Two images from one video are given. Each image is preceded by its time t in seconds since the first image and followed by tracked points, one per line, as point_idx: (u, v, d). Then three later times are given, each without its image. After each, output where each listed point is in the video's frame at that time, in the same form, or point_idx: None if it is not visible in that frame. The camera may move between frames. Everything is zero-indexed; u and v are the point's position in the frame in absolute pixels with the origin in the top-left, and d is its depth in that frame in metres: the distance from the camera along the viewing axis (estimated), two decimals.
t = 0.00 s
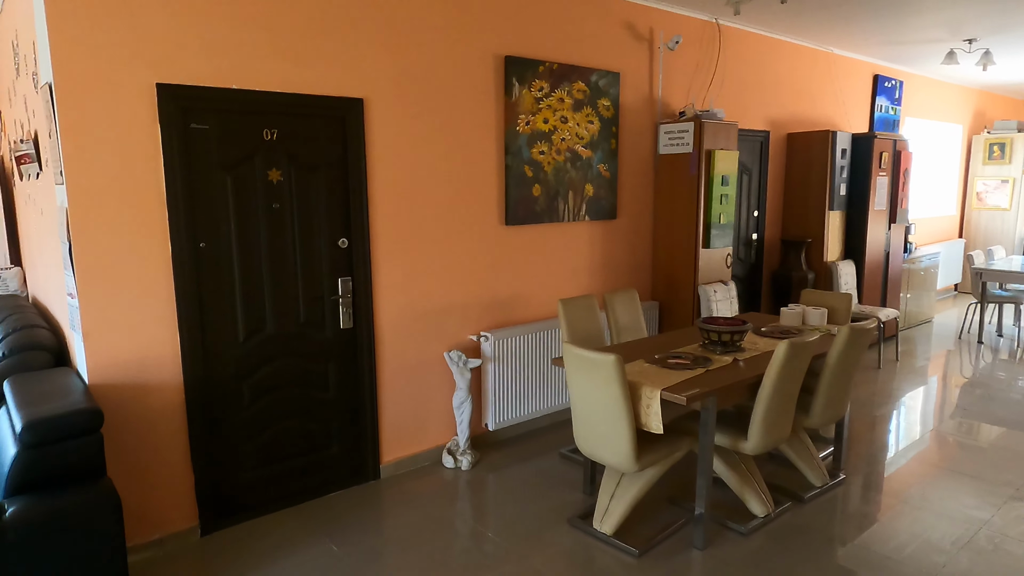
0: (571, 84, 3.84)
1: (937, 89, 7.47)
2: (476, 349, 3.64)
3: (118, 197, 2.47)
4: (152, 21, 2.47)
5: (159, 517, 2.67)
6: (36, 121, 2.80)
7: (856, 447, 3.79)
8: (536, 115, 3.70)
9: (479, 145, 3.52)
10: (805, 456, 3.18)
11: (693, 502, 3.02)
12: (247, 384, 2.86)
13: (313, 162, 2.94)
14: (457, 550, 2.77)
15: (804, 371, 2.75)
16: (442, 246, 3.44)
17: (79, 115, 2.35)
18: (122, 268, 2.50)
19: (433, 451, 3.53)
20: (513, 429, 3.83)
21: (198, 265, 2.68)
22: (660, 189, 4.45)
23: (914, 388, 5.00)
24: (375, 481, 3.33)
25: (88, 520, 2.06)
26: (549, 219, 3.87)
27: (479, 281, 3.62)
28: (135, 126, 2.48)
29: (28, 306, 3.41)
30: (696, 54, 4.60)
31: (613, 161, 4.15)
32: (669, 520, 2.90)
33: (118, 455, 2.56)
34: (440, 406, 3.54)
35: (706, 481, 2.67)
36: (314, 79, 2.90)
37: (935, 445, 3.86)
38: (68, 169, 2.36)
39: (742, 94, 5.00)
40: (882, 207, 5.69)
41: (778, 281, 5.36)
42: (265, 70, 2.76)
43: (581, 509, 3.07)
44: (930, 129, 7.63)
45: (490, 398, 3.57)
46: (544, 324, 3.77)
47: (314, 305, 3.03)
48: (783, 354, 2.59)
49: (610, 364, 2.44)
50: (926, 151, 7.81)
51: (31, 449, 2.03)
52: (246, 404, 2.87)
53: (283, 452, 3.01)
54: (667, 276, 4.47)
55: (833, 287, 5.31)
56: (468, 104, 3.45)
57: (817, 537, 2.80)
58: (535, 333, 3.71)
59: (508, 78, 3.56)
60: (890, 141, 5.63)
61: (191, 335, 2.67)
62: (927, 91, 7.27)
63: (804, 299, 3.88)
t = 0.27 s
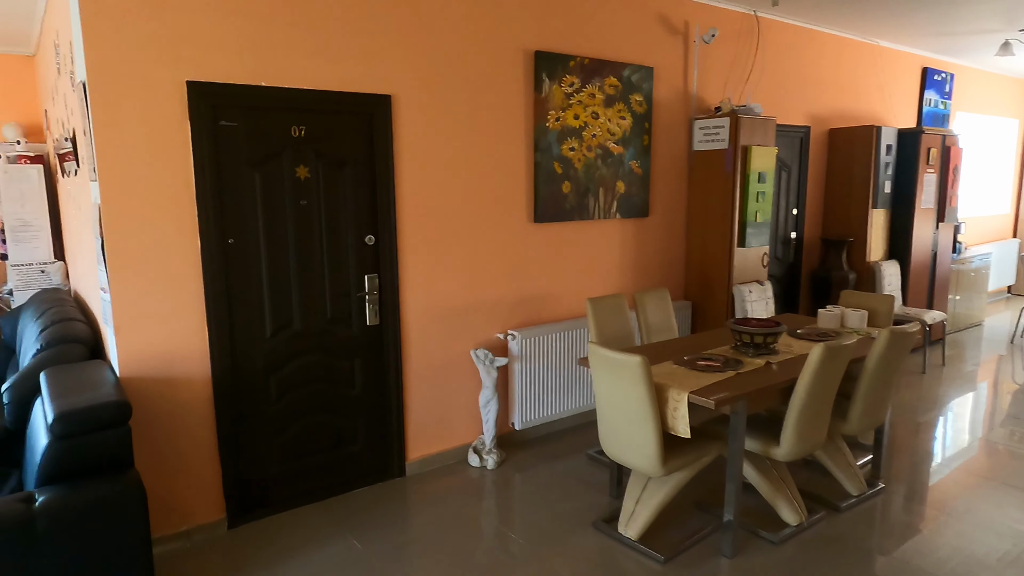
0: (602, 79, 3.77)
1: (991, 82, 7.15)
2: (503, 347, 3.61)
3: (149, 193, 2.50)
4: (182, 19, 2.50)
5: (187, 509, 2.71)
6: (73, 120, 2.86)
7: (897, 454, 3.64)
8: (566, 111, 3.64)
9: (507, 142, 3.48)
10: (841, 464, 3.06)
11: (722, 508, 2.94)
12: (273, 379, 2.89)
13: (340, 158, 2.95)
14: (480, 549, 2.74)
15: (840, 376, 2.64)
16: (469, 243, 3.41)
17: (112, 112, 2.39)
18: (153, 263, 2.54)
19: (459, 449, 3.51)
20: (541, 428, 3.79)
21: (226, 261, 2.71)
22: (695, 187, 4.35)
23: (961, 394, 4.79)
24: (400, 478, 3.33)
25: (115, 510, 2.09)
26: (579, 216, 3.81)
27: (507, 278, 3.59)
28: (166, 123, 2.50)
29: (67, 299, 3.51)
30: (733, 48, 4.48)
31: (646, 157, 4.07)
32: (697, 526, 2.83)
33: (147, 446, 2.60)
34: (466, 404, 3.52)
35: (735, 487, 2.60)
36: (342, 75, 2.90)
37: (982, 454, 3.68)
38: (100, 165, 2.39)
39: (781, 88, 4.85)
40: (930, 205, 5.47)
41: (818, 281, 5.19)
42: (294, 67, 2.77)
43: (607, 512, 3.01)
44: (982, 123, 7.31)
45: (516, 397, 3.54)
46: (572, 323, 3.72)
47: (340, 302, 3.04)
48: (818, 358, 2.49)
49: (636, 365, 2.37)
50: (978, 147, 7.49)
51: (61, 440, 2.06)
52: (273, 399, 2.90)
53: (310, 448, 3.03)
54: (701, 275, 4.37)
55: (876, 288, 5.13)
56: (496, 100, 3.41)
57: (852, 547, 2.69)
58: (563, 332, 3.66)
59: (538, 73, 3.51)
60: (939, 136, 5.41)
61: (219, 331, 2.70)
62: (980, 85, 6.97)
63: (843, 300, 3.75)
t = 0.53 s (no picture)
0: (637, 72, 3.70)
1: None
2: (533, 343, 3.58)
3: (183, 187, 2.53)
4: (216, 15, 2.52)
5: (218, 499, 2.76)
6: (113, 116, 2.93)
7: (942, 461, 3.50)
8: (600, 104, 3.58)
9: (539, 136, 3.44)
10: (881, 470, 2.96)
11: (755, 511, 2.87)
12: (303, 372, 2.92)
13: (370, 153, 2.95)
14: (506, 546, 2.72)
15: (880, 379, 2.54)
16: (500, 238, 3.39)
17: (148, 107, 2.43)
18: (186, 257, 2.57)
19: (488, 445, 3.50)
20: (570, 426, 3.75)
21: (258, 254, 2.74)
22: (733, 182, 4.25)
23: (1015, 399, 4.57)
24: (428, 473, 3.33)
25: (146, 500, 2.12)
26: (612, 212, 3.75)
27: (537, 274, 3.56)
28: (200, 118, 2.54)
29: (109, 291, 3.60)
30: (774, 38, 4.34)
31: (681, 152, 3.98)
32: (728, 530, 2.76)
33: (180, 436, 2.65)
34: (495, 400, 3.51)
35: (767, 492, 2.52)
36: (373, 70, 2.90)
37: None
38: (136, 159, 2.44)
39: (825, 80, 4.69)
40: (983, 201, 5.23)
41: (861, 280, 5.02)
42: (325, 62, 2.78)
43: (635, 512, 2.96)
44: None
45: (546, 394, 3.51)
46: (604, 320, 3.67)
47: (370, 296, 3.05)
48: (856, 360, 2.39)
49: (665, 365, 2.31)
50: None
51: (96, 429, 2.11)
52: (303, 392, 2.93)
53: (339, 441, 3.06)
54: (738, 272, 4.26)
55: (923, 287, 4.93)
56: (528, 94, 3.37)
57: (892, 557, 2.59)
58: (594, 329, 3.61)
59: (571, 66, 3.46)
60: (994, 129, 5.16)
61: (250, 324, 2.74)
62: None
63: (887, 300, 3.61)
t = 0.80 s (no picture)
0: (671, 66, 3.64)
1: None
2: (562, 339, 3.58)
3: (219, 182, 2.60)
4: (252, 12, 2.58)
5: (251, 485, 2.84)
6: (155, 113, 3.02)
7: (986, 467, 3.37)
8: (633, 99, 3.54)
9: (570, 131, 3.43)
10: (919, 475, 2.87)
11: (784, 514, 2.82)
12: (334, 364, 2.97)
13: (401, 148, 2.98)
14: (530, 540, 2.73)
15: (917, 382, 2.46)
16: (530, 233, 3.39)
17: (186, 104, 2.50)
18: (222, 250, 2.64)
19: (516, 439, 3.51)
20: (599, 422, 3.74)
21: (291, 248, 2.79)
22: (770, 177, 4.16)
23: None
24: (456, 466, 3.36)
25: (180, 485, 2.19)
26: (645, 207, 3.71)
27: (567, 270, 3.55)
28: (236, 114, 2.60)
29: (152, 283, 3.73)
30: (815, 30, 4.23)
31: (717, 146, 3.91)
32: (756, 531, 2.72)
33: (215, 424, 2.73)
34: (524, 395, 3.52)
35: (796, 494, 2.48)
36: (405, 66, 2.92)
37: None
38: (175, 154, 2.51)
39: (869, 71, 4.55)
40: None
41: (905, 278, 4.87)
42: (357, 58, 2.81)
43: (662, 511, 2.94)
44: None
45: (575, 390, 3.50)
46: (634, 317, 3.64)
47: (400, 290, 3.09)
48: (892, 362, 2.32)
49: (691, 363, 2.28)
50: None
51: (134, 416, 2.18)
52: (333, 383, 2.99)
53: (368, 432, 3.11)
54: (774, 270, 4.18)
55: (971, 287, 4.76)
56: (560, 88, 3.36)
57: (927, 564, 2.51)
58: (624, 325, 3.59)
59: (604, 60, 3.43)
60: None
61: (283, 316, 2.80)
62: None
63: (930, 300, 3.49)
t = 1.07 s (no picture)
0: (704, 59, 3.61)
1: None
2: (589, 334, 3.58)
3: (253, 175, 2.68)
4: (286, 10, 2.64)
5: (281, 470, 2.93)
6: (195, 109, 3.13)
7: None
8: (664, 93, 3.52)
9: (600, 125, 3.42)
10: (953, 479, 2.80)
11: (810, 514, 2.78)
12: (363, 355, 3.04)
13: (431, 143, 3.02)
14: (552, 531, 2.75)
15: (950, 383, 2.40)
16: (558, 227, 3.40)
17: (222, 100, 2.58)
18: (256, 242, 2.73)
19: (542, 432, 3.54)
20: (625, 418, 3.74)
21: (322, 240, 2.87)
22: (805, 173, 4.08)
23: None
24: (481, 457, 3.40)
25: (214, 467, 2.28)
26: (675, 203, 3.68)
27: (595, 265, 3.55)
28: (270, 110, 2.67)
29: (192, 273, 3.86)
30: (855, 21, 4.13)
31: (750, 141, 3.86)
32: (780, 531, 2.69)
33: (248, 410, 2.83)
34: (550, 389, 3.54)
35: (821, 494, 2.45)
36: (435, 62, 2.96)
37: None
38: (212, 149, 2.59)
39: (912, 64, 4.42)
40: None
41: (948, 277, 4.72)
42: (388, 54, 2.86)
43: (686, 507, 2.93)
44: None
45: (601, 385, 3.51)
46: (662, 313, 3.62)
47: (428, 283, 3.14)
48: (923, 362, 2.27)
49: (714, 360, 2.27)
50: None
51: (171, 400, 2.28)
52: (362, 373, 3.06)
53: (396, 422, 3.17)
54: (808, 267, 4.10)
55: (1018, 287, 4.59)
56: (590, 83, 3.36)
57: (957, 569, 2.45)
58: (652, 321, 3.58)
59: (634, 54, 3.41)
60: None
61: (314, 306, 2.87)
62: None
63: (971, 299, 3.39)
